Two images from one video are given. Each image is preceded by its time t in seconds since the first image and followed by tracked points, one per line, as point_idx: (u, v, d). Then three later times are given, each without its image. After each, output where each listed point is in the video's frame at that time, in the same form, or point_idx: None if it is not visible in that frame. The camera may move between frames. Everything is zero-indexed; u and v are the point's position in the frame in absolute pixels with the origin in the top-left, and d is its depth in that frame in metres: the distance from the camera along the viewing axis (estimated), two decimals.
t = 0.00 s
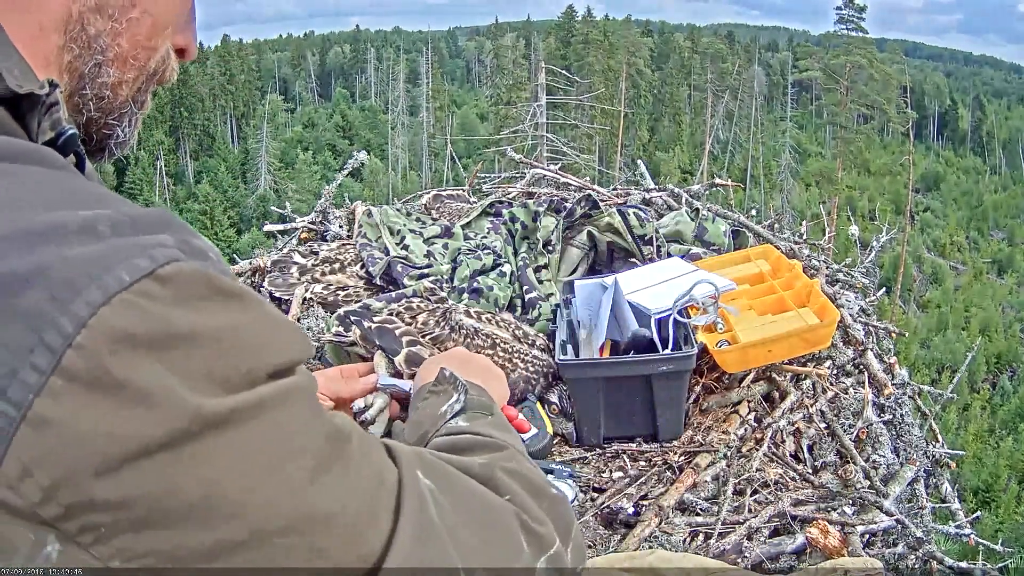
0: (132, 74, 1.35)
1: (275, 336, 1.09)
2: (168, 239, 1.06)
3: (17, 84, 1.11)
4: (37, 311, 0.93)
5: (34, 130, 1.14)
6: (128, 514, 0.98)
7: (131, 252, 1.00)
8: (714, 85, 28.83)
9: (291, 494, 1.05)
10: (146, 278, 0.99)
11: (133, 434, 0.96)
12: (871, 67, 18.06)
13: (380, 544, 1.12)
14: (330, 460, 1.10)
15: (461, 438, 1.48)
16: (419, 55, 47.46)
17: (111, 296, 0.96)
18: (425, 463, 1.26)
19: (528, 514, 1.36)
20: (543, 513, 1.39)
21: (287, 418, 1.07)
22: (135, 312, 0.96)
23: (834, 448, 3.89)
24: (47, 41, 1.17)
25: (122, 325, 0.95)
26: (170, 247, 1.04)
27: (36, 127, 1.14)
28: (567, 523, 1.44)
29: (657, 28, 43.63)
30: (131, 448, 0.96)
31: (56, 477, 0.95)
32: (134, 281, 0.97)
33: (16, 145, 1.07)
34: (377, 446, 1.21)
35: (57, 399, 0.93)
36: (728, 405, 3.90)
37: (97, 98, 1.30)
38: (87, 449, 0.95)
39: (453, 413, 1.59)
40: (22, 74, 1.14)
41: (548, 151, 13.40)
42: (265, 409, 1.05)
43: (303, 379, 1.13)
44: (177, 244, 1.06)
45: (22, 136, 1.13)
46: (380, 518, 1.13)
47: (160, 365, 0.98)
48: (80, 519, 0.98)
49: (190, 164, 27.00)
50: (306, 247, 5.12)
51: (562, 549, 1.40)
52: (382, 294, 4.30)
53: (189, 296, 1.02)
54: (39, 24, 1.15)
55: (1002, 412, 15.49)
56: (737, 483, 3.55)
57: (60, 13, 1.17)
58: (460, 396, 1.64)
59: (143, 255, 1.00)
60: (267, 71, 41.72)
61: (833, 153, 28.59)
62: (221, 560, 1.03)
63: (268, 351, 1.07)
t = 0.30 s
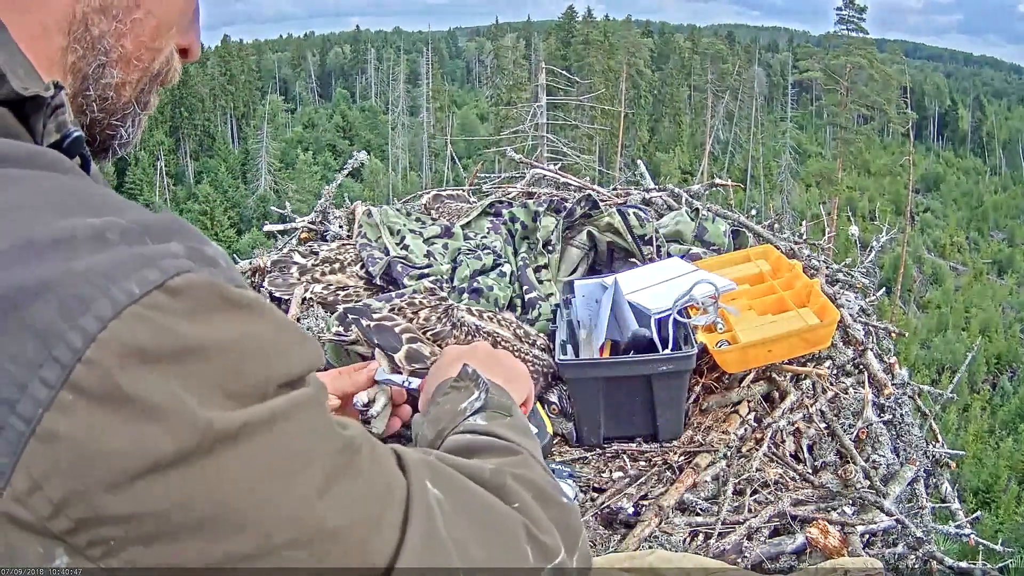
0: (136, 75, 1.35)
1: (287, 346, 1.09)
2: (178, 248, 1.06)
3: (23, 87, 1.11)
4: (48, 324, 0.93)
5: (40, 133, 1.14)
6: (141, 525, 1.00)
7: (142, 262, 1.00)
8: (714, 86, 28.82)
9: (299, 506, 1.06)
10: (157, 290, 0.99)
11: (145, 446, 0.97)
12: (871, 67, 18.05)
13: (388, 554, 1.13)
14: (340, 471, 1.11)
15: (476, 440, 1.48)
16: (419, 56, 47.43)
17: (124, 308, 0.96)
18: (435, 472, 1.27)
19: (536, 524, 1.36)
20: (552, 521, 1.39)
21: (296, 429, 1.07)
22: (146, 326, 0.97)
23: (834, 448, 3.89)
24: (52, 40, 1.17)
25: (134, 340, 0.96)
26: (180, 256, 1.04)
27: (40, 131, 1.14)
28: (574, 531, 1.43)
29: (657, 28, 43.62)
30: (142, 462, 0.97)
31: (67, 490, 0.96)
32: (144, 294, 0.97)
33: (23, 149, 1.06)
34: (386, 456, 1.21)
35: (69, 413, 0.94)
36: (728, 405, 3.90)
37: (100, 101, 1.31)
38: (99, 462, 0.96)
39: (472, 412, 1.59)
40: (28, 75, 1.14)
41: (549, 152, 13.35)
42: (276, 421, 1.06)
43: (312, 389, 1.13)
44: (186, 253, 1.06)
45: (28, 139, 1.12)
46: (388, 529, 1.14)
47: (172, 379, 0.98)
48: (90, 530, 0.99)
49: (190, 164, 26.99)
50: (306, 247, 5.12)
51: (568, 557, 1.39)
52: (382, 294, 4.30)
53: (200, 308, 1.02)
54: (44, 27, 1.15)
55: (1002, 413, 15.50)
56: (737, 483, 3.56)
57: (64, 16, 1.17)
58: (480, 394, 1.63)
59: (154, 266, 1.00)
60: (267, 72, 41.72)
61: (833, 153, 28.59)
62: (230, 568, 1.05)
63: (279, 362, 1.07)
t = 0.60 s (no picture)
0: (135, 76, 1.35)
1: (289, 355, 1.10)
2: (180, 256, 1.06)
3: (24, 88, 1.10)
4: (51, 334, 0.93)
5: (40, 135, 1.13)
6: (146, 533, 1.00)
7: (143, 270, 0.99)
8: (714, 86, 28.83)
9: (300, 515, 1.06)
10: (159, 300, 0.98)
11: (148, 454, 0.97)
12: (872, 67, 18.06)
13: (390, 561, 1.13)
14: (342, 480, 1.11)
15: (479, 445, 1.48)
16: (419, 56, 47.45)
17: (128, 317, 0.96)
18: (436, 480, 1.27)
19: (537, 530, 1.35)
20: (552, 528, 1.38)
21: (298, 437, 1.07)
22: (150, 336, 0.97)
23: (834, 448, 3.89)
24: (53, 41, 1.17)
25: (137, 350, 0.96)
26: (183, 264, 1.04)
27: (41, 132, 1.13)
28: (575, 538, 1.43)
29: (657, 28, 43.64)
30: (145, 472, 0.97)
31: (71, 498, 0.96)
32: (148, 303, 0.97)
33: (23, 153, 1.06)
34: (387, 462, 1.21)
35: (72, 422, 0.94)
36: (728, 405, 3.89)
37: (100, 101, 1.31)
38: (102, 471, 0.96)
39: (472, 417, 1.59)
40: (27, 74, 1.13)
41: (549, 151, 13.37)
42: (278, 430, 1.06)
43: (315, 396, 1.13)
44: (189, 260, 1.06)
45: (28, 143, 1.12)
46: (390, 536, 1.14)
47: (174, 387, 0.98)
48: (94, 538, 0.99)
49: (190, 164, 27.00)
50: (305, 247, 5.12)
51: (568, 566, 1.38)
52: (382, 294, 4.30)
53: (203, 317, 1.02)
54: (43, 26, 1.15)
55: (1002, 413, 15.51)
56: (737, 484, 3.55)
57: (64, 17, 1.17)
58: (482, 399, 1.63)
59: (157, 275, 1.00)
60: (267, 72, 41.76)
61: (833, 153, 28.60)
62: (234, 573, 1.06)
63: (280, 372, 1.07)
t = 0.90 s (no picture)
0: (136, 77, 1.35)
1: (291, 349, 1.10)
2: (181, 250, 1.06)
3: (27, 89, 1.11)
4: (55, 328, 0.93)
5: (41, 135, 1.13)
6: (151, 525, 0.99)
7: (146, 265, 1.00)
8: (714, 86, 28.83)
9: (305, 503, 1.06)
10: (162, 292, 0.99)
11: (152, 445, 0.97)
12: (872, 68, 18.06)
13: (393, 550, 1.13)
14: (346, 470, 1.11)
15: (477, 433, 1.48)
16: (419, 56, 47.44)
17: (132, 309, 0.96)
18: (439, 466, 1.27)
19: (539, 516, 1.35)
20: (554, 514, 1.38)
21: (301, 426, 1.08)
22: (155, 329, 0.97)
23: (834, 448, 3.89)
24: (52, 42, 1.17)
25: (142, 342, 0.96)
26: (185, 258, 1.04)
27: (43, 132, 1.13)
28: (577, 524, 1.43)
29: (657, 28, 43.63)
30: (151, 464, 0.97)
31: (75, 493, 0.95)
32: (151, 296, 0.98)
33: (25, 152, 1.06)
34: (389, 450, 1.21)
35: (76, 415, 0.93)
36: (728, 405, 3.89)
37: (101, 101, 1.31)
38: (108, 465, 0.95)
39: (469, 405, 1.59)
40: (28, 73, 1.13)
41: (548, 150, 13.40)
42: (282, 419, 1.06)
43: (317, 386, 1.13)
44: (191, 254, 1.06)
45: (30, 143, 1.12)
46: (394, 524, 1.14)
47: (178, 378, 0.99)
48: (100, 531, 0.98)
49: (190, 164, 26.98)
50: (306, 247, 5.12)
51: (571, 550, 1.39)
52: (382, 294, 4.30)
53: (206, 308, 1.02)
54: (44, 27, 1.15)
55: (1002, 413, 15.52)
56: (737, 483, 3.55)
57: (65, 17, 1.17)
58: (478, 387, 1.63)
59: (159, 268, 1.00)
60: (267, 72, 41.75)
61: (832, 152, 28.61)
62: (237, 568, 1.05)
63: (282, 362, 1.08)
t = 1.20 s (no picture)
0: (136, 78, 1.35)
1: (294, 339, 1.10)
2: (183, 242, 1.06)
3: (30, 89, 1.11)
4: (59, 320, 0.92)
5: (44, 134, 1.13)
6: (156, 512, 0.99)
7: (148, 256, 0.99)
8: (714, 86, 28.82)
9: (310, 489, 1.06)
10: (166, 282, 0.99)
11: (157, 433, 0.96)
12: (872, 68, 18.06)
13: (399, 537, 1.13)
14: (351, 456, 1.10)
15: (478, 425, 1.48)
16: (419, 56, 47.43)
17: (137, 298, 0.96)
18: (442, 455, 1.27)
19: (542, 503, 1.35)
20: (557, 502, 1.38)
21: (305, 414, 1.08)
22: (161, 319, 0.97)
23: (834, 448, 3.90)
24: (54, 42, 1.16)
25: (147, 330, 0.96)
26: (187, 250, 1.04)
27: (46, 132, 1.13)
28: (580, 512, 1.43)
29: (657, 28, 43.61)
30: (155, 450, 0.96)
31: (79, 481, 0.94)
32: (155, 286, 0.98)
33: (30, 152, 1.06)
34: (391, 439, 1.21)
35: (83, 405, 0.93)
36: (728, 405, 3.89)
37: (101, 101, 1.31)
38: (114, 453, 0.95)
39: (468, 401, 1.59)
40: (30, 72, 1.13)
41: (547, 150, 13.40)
42: (285, 407, 1.06)
43: (320, 375, 1.13)
44: (194, 246, 1.06)
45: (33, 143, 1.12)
46: (398, 509, 1.14)
47: (181, 367, 0.98)
48: (105, 520, 0.98)
49: (191, 164, 26.96)
50: (306, 246, 5.12)
51: (573, 539, 1.39)
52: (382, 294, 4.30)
53: (208, 298, 1.03)
54: (46, 27, 1.15)
55: (1002, 413, 15.51)
56: (737, 483, 3.55)
57: (67, 16, 1.17)
58: (477, 383, 1.63)
59: (163, 258, 1.00)
60: (267, 72, 41.74)
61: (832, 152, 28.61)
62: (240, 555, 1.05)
63: (285, 351, 1.08)
